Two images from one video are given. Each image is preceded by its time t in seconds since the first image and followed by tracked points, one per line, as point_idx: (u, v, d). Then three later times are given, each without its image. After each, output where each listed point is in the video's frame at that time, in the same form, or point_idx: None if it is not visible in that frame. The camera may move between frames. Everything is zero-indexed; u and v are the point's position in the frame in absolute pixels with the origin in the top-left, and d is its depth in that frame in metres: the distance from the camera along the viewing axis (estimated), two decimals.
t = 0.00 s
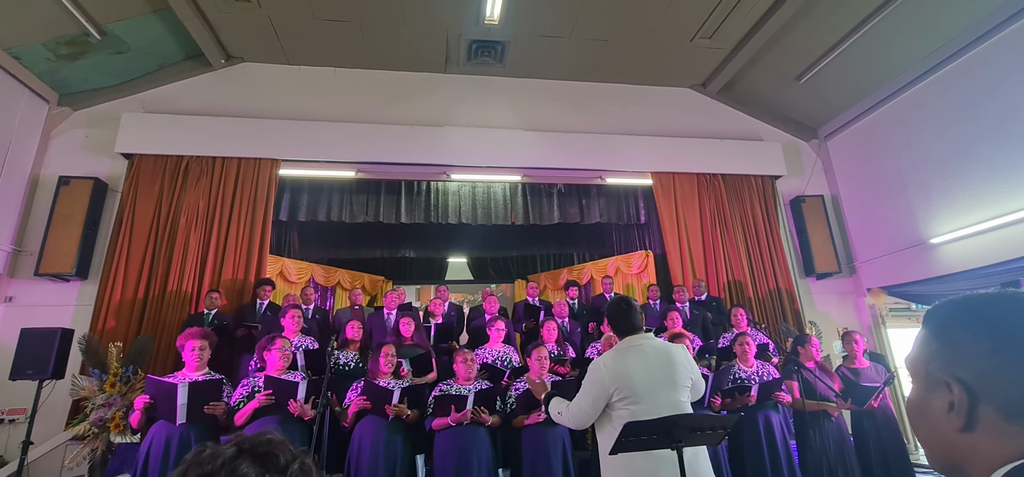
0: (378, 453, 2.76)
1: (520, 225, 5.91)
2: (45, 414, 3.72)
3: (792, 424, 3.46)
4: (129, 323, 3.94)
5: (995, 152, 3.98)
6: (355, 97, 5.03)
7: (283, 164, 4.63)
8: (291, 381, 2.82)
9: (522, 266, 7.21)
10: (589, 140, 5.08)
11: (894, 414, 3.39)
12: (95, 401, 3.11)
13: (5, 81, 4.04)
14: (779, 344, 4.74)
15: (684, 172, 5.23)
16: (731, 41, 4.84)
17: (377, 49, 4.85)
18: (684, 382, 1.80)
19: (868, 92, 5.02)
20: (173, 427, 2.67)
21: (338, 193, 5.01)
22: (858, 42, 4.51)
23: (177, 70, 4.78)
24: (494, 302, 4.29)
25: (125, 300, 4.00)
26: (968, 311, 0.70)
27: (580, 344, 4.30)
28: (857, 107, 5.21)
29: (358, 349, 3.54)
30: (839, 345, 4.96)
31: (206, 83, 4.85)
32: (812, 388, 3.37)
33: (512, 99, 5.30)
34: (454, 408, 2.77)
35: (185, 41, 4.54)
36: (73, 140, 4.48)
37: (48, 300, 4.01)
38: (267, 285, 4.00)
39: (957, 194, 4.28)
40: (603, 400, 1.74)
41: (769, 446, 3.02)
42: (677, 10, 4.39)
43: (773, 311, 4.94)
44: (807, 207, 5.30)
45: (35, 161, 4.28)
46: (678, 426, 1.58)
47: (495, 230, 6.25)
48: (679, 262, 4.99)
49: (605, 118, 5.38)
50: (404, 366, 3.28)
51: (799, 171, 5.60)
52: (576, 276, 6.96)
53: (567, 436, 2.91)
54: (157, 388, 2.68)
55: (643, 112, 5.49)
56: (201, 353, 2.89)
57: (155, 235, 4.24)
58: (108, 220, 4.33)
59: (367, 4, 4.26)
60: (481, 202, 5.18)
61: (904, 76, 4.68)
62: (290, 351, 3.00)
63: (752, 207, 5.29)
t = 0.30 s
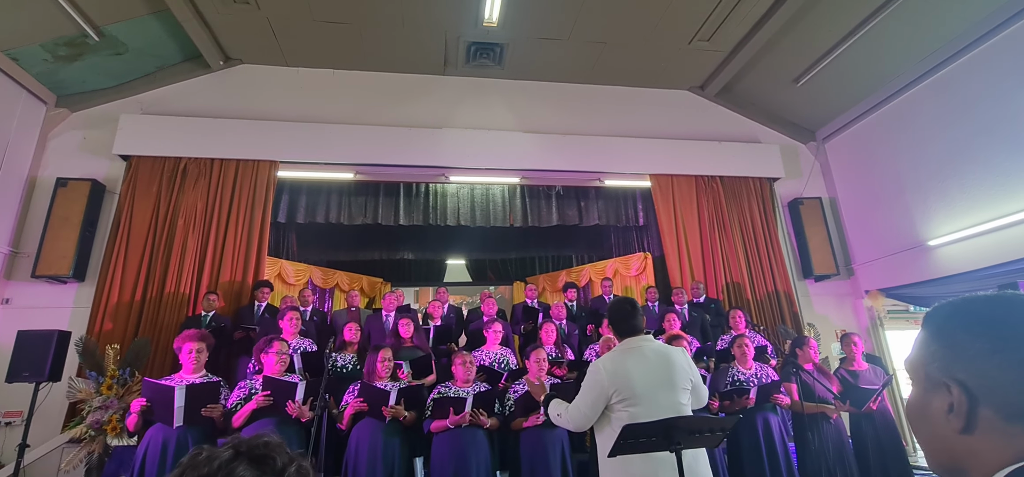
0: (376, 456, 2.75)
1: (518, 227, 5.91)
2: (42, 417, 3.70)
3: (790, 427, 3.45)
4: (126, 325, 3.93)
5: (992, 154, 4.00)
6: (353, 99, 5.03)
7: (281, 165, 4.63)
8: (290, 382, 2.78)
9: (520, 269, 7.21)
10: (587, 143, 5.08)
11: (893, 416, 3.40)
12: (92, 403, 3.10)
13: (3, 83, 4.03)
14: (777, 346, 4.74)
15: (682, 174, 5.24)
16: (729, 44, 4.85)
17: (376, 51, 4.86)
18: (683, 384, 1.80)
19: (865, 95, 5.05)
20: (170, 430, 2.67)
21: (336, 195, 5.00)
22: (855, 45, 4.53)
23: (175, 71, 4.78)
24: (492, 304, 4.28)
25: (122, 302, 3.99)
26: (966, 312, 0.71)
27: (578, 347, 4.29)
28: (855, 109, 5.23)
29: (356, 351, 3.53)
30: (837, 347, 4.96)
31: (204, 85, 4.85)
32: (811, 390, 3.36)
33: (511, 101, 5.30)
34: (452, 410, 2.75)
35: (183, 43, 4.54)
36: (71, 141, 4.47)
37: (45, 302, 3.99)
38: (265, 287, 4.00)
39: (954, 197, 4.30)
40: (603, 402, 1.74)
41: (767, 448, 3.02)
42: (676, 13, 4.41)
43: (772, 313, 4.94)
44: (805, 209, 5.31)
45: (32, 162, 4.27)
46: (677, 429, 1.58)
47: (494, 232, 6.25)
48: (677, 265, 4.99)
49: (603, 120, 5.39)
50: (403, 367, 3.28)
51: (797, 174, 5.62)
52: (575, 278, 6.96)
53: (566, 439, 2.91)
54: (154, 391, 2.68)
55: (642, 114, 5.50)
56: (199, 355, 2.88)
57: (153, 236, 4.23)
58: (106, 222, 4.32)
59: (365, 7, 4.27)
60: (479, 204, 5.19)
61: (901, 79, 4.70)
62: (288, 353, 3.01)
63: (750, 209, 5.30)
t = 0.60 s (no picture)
0: (375, 458, 2.75)
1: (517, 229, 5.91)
2: (39, 420, 3.69)
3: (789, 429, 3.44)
4: (124, 328, 3.91)
5: (989, 156, 4.01)
6: (352, 101, 5.04)
7: (280, 168, 4.63)
8: (288, 383, 2.80)
9: (519, 271, 7.21)
10: (585, 145, 5.09)
11: (892, 418, 3.40)
12: (89, 406, 3.09)
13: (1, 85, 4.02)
14: (775, 348, 4.75)
15: (681, 176, 5.25)
16: (728, 46, 4.87)
17: (375, 53, 4.86)
18: (683, 387, 1.80)
19: (863, 98, 5.07)
20: (168, 433, 2.66)
21: (335, 197, 5.00)
22: (853, 47, 4.55)
23: (174, 74, 4.77)
24: (491, 306, 4.29)
25: (120, 304, 3.98)
26: (965, 315, 0.71)
27: (577, 348, 4.30)
28: (852, 111, 5.24)
29: (353, 354, 3.52)
30: (835, 349, 4.96)
31: (203, 87, 4.85)
32: (810, 392, 3.34)
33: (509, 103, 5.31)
34: (451, 413, 2.74)
35: (182, 45, 4.53)
36: (69, 143, 4.46)
37: (43, 305, 3.98)
38: (264, 289, 4.00)
39: (952, 199, 4.31)
40: (604, 403, 1.73)
41: (766, 451, 3.01)
42: (674, 16, 4.43)
43: (770, 315, 4.95)
44: (804, 211, 5.32)
45: (30, 164, 4.26)
46: (676, 432, 1.58)
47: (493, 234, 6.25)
48: (676, 267, 4.99)
49: (602, 122, 5.40)
50: (401, 369, 3.27)
51: (795, 176, 5.63)
52: (574, 280, 6.97)
53: (565, 441, 2.91)
54: (151, 395, 2.68)
55: (640, 116, 5.51)
56: (197, 358, 2.87)
57: (152, 239, 4.22)
58: (103, 224, 4.31)
59: (364, 9, 4.28)
60: (478, 207, 5.20)
61: (899, 81, 4.72)
62: (285, 356, 3.00)
63: (749, 211, 5.31)
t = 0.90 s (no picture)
0: (374, 462, 2.75)
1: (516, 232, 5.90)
2: (36, 423, 3.67)
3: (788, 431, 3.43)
4: (121, 331, 3.90)
5: (986, 159, 4.03)
6: (351, 103, 5.04)
7: (278, 170, 4.63)
8: (286, 387, 2.82)
9: (518, 273, 7.20)
10: (584, 147, 5.10)
11: (891, 420, 3.39)
12: (86, 410, 3.07)
13: None
14: (774, 350, 4.75)
15: (679, 179, 5.26)
16: (726, 49, 4.89)
17: (374, 55, 4.86)
18: (682, 387, 1.81)
19: (860, 100, 5.08)
20: (165, 436, 2.65)
21: (333, 200, 5.00)
22: (851, 50, 4.57)
23: (172, 76, 4.77)
24: (489, 308, 4.29)
25: (117, 307, 3.96)
26: (964, 316, 0.71)
27: (576, 351, 4.29)
28: (850, 114, 5.26)
29: (352, 357, 3.51)
30: (833, 351, 4.96)
31: (201, 90, 4.85)
32: (808, 395, 3.33)
33: (508, 106, 5.32)
34: (450, 416, 2.79)
35: (180, 48, 4.53)
36: (67, 146, 4.45)
37: (40, 308, 3.97)
38: (262, 292, 4.03)
39: (949, 201, 4.32)
40: (607, 403, 1.72)
41: (766, 453, 3.01)
42: (673, 19, 4.44)
43: (769, 317, 4.96)
44: (802, 213, 5.33)
45: (28, 167, 4.25)
46: (675, 433, 1.57)
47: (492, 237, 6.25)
48: (674, 269, 4.99)
49: (600, 125, 5.41)
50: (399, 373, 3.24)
51: (794, 178, 5.65)
52: (572, 282, 7.05)
53: (563, 444, 2.92)
54: (149, 398, 2.68)
55: (639, 118, 5.52)
56: (195, 360, 2.86)
57: (149, 241, 4.21)
58: (101, 227, 4.30)
59: (363, 12, 4.29)
60: (477, 210, 5.21)
61: (896, 84, 4.74)
62: (283, 359, 2.98)
63: (747, 214, 5.31)
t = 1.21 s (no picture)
0: (373, 465, 2.74)
1: (515, 234, 5.91)
2: (33, 427, 3.65)
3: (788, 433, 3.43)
4: (119, 334, 3.89)
5: (983, 161, 4.05)
6: (350, 106, 5.04)
7: (278, 173, 4.63)
8: (286, 389, 2.77)
9: (517, 276, 7.20)
10: (583, 150, 5.10)
11: (890, 422, 3.39)
12: (84, 413, 3.06)
13: None
14: (773, 352, 4.75)
15: (678, 181, 5.27)
16: (724, 52, 4.90)
17: (373, 58, 4.87)
18: (682, 389, 1.81)
19: (858, 103, 5.10)
20: (164, 440, 2.63)
21: (332, 203, 5.00)
22: (848, 53, 4.59)
23: (172, 79, 4.77)
24: (488, 311, 4.28)
25: (115, 310, 3.95)
26: (963, 316, 0.71)
27: (576, 353, 4.30)
28: (848, 117, 5.28)
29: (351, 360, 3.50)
30: (832, 354, 4.97)
31: (200, 92, 4.85)
32: (807, 397, 3.34)
33: (507, 108, 5.33)
34: (450, 419, 2.76)
35: (180, 51, 4.54)
36: (66, 149, 4.45)
37: (37, 311, 3.96)
38: (261, 295, 4.00)
39: (947, 203, 4.34)
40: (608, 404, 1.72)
41: (765, 455, 3.01)
42: (671, 21, 4.46)
43: (768, 319, 4.96)
44: (800, 216, 5.35)
45: (27, 170, 4.25)
46: (673, 436, 1.57)
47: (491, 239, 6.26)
48: (674, 272, 4.99)
49: (599, 128, 5.42)
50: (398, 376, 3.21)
51: (792, 181, 5.66)
52: (572, 285, 7.01)
53: (563, 447, 2.91)
54: (148, 401, 2.63)
55: (637, 121, 5.53)
56: (193, 362, 2.86)
57: (148, 244, 4.20)
58: (99, 230, 4.29)
59: (362, 15, 4.30)
60: (476, 212, 5.22)
61: (893, 87, 4.77)
62: (283, 361, 2.98)
63: (746, 216, 5.32)
